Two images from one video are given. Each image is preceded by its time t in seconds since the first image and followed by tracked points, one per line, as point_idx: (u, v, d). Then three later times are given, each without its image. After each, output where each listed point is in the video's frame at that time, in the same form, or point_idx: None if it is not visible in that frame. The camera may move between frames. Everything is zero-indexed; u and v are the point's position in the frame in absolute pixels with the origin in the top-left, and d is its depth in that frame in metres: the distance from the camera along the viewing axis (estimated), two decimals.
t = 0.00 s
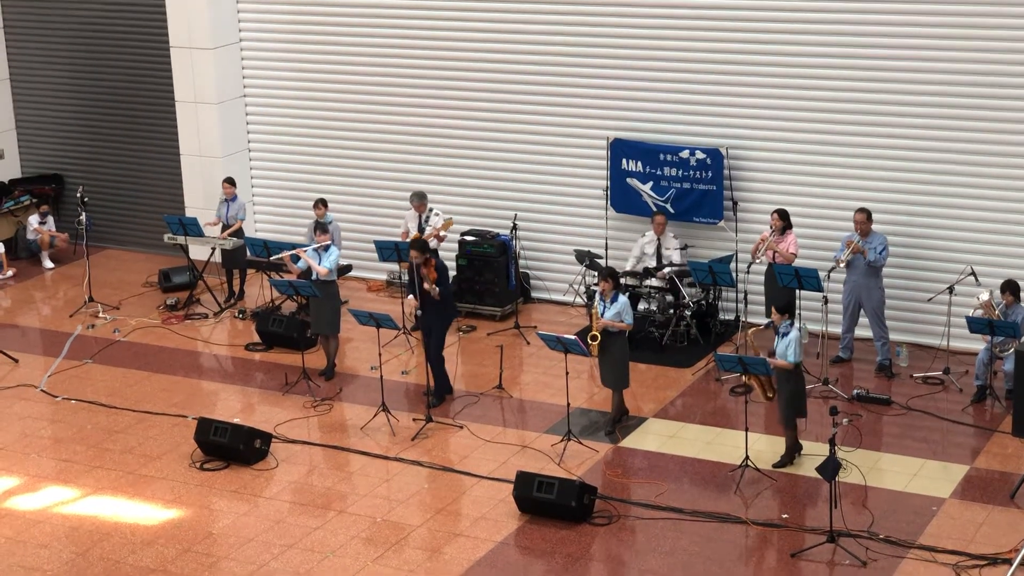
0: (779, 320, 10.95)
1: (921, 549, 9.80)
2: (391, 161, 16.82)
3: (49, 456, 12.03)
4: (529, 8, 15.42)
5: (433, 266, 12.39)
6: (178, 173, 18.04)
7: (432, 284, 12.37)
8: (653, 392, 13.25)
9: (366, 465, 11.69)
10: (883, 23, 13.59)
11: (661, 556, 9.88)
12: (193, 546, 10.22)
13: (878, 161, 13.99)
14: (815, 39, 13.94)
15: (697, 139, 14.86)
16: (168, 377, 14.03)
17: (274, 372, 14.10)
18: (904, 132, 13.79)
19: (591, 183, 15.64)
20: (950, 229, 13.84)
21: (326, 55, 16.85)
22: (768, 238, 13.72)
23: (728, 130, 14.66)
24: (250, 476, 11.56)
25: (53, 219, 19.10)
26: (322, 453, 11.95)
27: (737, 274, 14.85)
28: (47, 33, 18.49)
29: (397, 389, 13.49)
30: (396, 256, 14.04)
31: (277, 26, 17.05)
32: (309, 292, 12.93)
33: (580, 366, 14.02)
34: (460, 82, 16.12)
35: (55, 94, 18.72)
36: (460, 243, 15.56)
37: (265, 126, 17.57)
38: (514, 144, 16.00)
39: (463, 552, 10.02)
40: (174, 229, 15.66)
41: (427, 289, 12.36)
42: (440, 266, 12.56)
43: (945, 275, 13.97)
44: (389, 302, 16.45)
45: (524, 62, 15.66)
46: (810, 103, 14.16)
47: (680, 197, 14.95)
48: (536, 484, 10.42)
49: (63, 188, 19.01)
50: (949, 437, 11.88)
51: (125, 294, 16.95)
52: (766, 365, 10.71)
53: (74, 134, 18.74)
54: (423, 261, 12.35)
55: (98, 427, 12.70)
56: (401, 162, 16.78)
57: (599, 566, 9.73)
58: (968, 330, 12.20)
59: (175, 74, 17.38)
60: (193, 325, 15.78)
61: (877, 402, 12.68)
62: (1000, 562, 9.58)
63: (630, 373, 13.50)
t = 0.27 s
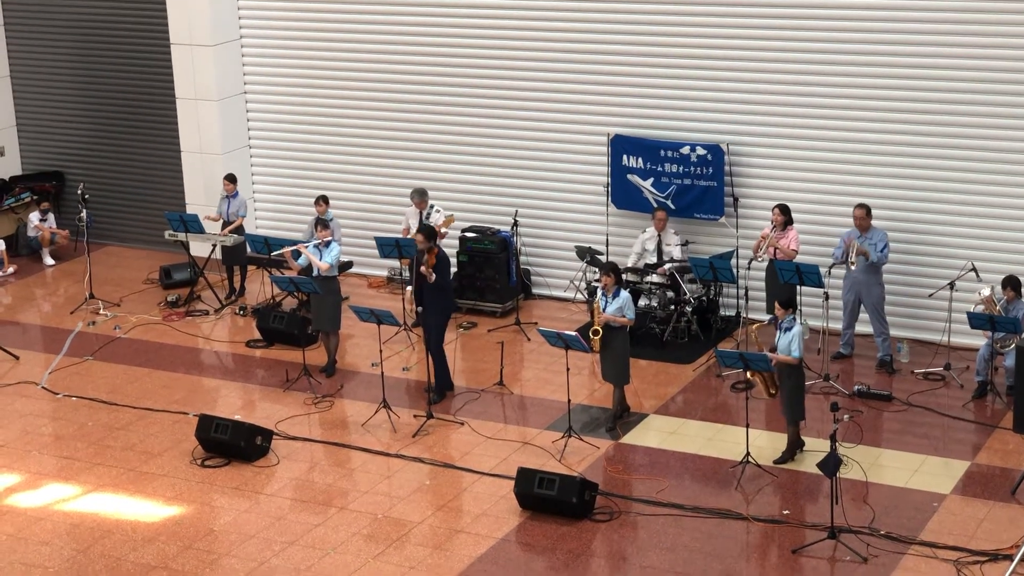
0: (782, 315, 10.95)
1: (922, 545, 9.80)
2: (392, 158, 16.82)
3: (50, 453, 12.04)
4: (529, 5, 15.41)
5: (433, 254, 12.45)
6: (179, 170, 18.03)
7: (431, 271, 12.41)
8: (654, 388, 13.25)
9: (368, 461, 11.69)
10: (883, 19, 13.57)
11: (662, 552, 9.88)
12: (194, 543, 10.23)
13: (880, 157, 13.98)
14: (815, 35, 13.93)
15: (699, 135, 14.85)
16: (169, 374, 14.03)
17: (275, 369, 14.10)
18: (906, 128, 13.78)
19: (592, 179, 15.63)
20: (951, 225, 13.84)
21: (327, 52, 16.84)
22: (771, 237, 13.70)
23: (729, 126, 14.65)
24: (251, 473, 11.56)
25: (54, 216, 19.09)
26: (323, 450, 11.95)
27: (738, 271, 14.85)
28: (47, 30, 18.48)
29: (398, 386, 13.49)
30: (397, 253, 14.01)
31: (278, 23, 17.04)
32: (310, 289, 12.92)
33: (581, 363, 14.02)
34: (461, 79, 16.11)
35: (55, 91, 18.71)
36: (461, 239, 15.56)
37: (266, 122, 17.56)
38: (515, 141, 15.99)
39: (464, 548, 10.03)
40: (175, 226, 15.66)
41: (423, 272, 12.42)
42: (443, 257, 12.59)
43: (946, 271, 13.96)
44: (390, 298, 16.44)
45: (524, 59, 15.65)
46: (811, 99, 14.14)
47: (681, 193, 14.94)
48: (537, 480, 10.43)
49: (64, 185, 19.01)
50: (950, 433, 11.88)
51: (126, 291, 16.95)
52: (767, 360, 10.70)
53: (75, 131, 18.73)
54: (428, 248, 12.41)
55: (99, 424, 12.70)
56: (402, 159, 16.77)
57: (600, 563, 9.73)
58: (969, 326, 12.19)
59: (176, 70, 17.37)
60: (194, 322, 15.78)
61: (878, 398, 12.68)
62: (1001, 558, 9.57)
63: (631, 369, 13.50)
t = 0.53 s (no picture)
0: (786, 313, 10.96)
1: (922, 544, 9.79)
2: (392, 158, 16.82)
3: (50, 453, 12.03)
4: (528, 5, 15.42)
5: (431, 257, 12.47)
6: (179, 171, 18.03)
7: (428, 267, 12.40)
8: (654, 388, 13.25)
9: (367, 461, 11.69)
10: (883, 19, 13.57)
11: (662, 552, 9.88)
12: (194, 543, 10.23)
13: (879, 157, 13.98)
14: (815, 35, 13.93)
15: (699, 135, 14.85)
16: (169, 374, 14.03)
17: (275, 369, 14.10)
18: (905, 128, 13.78)
19: (592, 180, 15.63)
20: (950, 225, 13.84)
21: (326, 53, 16.85)
22: (773, 242, 13.74)
23: (729, 126, 14.65)
24: (251, 473, 11.56)
25: (54, 217, 19.10)
26: (323, 450, 11.95)
27: (738, 271, 14.85)
28: (47, 30, 18.48)
29: (398, 386, 13.49)
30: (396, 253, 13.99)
31: (276, 23, 17.05)
32: (309, 289, 12.92)
33: (581, 363, 14.02)
34: (460, 79, 16.12)
35: (55, 92, 18.71)
36: (461, 240, 15.56)
37: (266, 123, 17.57)
38: (515, 142, 15.99)
39: (464, 548, 10.02)
40: (174, 227, 15.65)
41: (421, 267, 12.42)
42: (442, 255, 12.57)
43: (946, 271, 13.96)
44: (390, 298, 16.44)
45: (523, 59, 15.65)
46: (811, 99, 14.15)
47: (681, 193, 14.95)
48: (537, 480, 10.42)
49: (63, 185, 19.00)
50: (950, 433, 11.87)
51: (125, 291, 16.95)
52: (767, 360, 10.70)
53: (75, 132, 18.73)
54: (429, 244, 12.40)
55: (98, 424, 12.70)
56: (401, 159, 16.77)
57: (600, 562, 9.73)
58: (969, 325, 12.19)
59: (175, 71, 17.37)
60: (194, 322, 15.77)
61: (878, 398, 12.67)
62: (1001, 557, 9.57)
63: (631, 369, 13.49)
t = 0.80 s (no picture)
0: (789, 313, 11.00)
1: (921, 546, 9.80)
2: (391, 160, 16.82)
3: (48, 455, 12.03)
4: (527, 7, 15.42)
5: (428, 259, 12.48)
6: (178, 173, 18.03)
7: (425, 267, 12.40)
8: (653, 390, 13.25)
9: (366, 463, 11.69)
10: (882, 21, 13.58)
11: (661, 554, 9.87)
12: (192, 545, 10.22)
13: (878, 159, 13.98)
14: (814, 36, 13.93)
15: (698, 137, 14.85)
16: (168, 376, 14.02)
17: (274, 371, 14.09)
18: (904, 130, 13.79)
19: (591, 181, 15.63)
20: (949, 228, 13.84)
21: (325, 54, 16.85)
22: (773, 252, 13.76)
23: (729, 129, 14.65)
24: (250, 475, 11.55)
25: (53, 218, 19.10)
26: (322, 452, 11.95)
27: (737, 273, 14.85)
28: (46, 32, 18.48)
29: (397, 388, 13.48)
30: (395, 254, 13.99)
31: (276, 24, 17.05)
32: (308, 291, 12.94)
33: (580, 365, 14.02)
34: (459, 81, 16.13)
35: (54, 93, 18.71)
36: (460, 242, 15.56)
37: (265, 125, 17.57)
38: (515, 144, 15.99)
39: (463, 550, 10.02)
40: (173, 228, 15.65)
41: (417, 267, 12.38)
42: (440, 255, 12.56)
43: (945, 273, 13.97)
44: (389, 300, 16.44)
45: (522, 60, 15.66)
46: (810, 101, 14.15)
47: (680, 195, 14.95)
48: (536, 482, 10.42)
49: (62, 187, 19.00)
50: (949, 435, 11.88)
51: (125, 293, 16.94)
52: (766, 363, 10.71)
53: (74, 133, 18.73)
54: (429, 244, 12.41)
55: (97, 426, 12.70)
56: (400, 161, 16.78)
57: (600, 565, 9.72)
58: (968, 328, 12.20)
59: (175, 73, 17.37)
60: (193, 324, 15.77)
61: (877, 400, 12.68)
62: (1000, 559, 9.57)
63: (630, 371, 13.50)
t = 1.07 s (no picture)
0: (790, 312, 11.02)
1: (919, 548, 9.80)
2: (390, 161, 16.82)
3: (47, 457, 12.03)
4: (526, 8, 15.43)
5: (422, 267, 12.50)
6: (177, 174, 18.03)
7: (419, 273, 12.44)
8: (651, 391, 13.25)
9: (365, 465, 11.68)
10: (880, 22, 13.59)
11: (659, 556, 9.87)
12: (191, 546, 10.22)
13: (876, 161, 13.99)
14: (813, 38, 13.94)
15: (697, 139, 14.84)
16: (167, 378, 14.02)
17: (272, 372, 14.09)
18: (902, 131, 13.79)
19: (589, 183, 15.63)
20: (948, 229, 13.84)
21: (324, 55, 16.85)
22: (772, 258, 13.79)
23: (728, 130, 14.65)
24: (248, 476, 11.55)
25: (52, 220, 19.09)
26: (320, 454, 11.94)
27: (735, 274, 14.85)
28: (45, 33, 18.47)
29: (395, 390, 13.47)
30: (393, 256, 13.96)
31: (275, 26, 17.05)
32: (307, 293, 12.99)
33: (579, 366, 14.02)
34: (457, 82, 16.13)
35: (53, 94, 18.71)
36: (459, 243, 15.56)
37: (264, 126, 17.57)
38: (514, 145, 15.98)
39: (462, 552, 10.02)
40: (173, 229, 15.64)
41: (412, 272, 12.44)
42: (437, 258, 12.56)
43: (943, 275, 13.97)
44: (387, 302, 16.44)
45: (520, 62, 15.66)
46: (809, 103, 14.15)
47: (679, 197, 14.94)
48: (535, 484, 10.41)
49: (61, 188, 19.00)
50: (947, 437, 11.88)
51: (123, 294, 16.94)
52: (765, 365, 10.70)
53: (72, 135, 18.73)
54: (427, 248, 12.40)
55: (95, 427, 12.69)
56: (399, 162, 16.78)
57: (598, 566, 9.72)
58: (967, 329, 12.19)
59: (174, 74, 17.37)
60: (191, 326, 15.77)
61: (875, 402, 12.68)
62: (998, 561, 9.57)
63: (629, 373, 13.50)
